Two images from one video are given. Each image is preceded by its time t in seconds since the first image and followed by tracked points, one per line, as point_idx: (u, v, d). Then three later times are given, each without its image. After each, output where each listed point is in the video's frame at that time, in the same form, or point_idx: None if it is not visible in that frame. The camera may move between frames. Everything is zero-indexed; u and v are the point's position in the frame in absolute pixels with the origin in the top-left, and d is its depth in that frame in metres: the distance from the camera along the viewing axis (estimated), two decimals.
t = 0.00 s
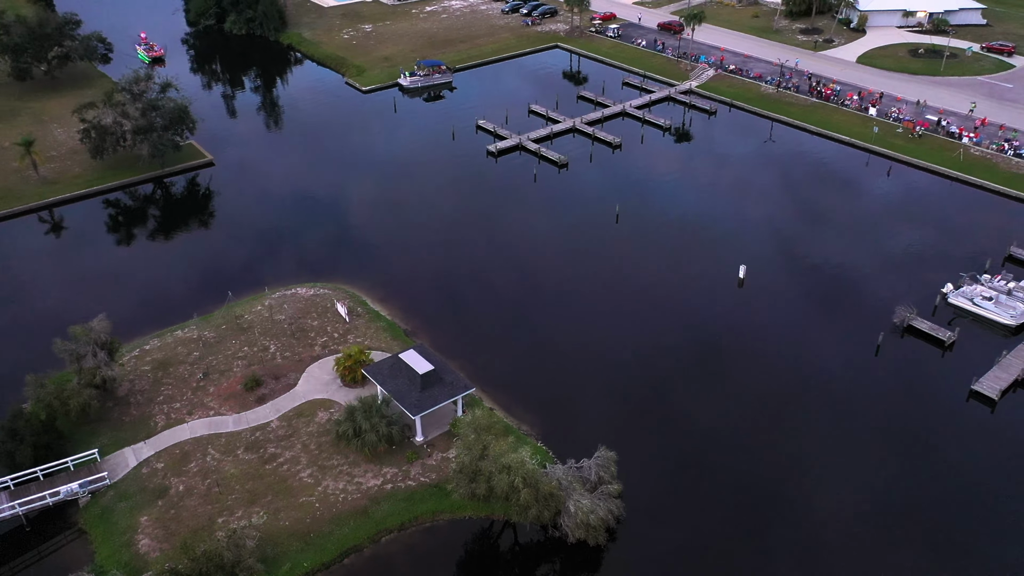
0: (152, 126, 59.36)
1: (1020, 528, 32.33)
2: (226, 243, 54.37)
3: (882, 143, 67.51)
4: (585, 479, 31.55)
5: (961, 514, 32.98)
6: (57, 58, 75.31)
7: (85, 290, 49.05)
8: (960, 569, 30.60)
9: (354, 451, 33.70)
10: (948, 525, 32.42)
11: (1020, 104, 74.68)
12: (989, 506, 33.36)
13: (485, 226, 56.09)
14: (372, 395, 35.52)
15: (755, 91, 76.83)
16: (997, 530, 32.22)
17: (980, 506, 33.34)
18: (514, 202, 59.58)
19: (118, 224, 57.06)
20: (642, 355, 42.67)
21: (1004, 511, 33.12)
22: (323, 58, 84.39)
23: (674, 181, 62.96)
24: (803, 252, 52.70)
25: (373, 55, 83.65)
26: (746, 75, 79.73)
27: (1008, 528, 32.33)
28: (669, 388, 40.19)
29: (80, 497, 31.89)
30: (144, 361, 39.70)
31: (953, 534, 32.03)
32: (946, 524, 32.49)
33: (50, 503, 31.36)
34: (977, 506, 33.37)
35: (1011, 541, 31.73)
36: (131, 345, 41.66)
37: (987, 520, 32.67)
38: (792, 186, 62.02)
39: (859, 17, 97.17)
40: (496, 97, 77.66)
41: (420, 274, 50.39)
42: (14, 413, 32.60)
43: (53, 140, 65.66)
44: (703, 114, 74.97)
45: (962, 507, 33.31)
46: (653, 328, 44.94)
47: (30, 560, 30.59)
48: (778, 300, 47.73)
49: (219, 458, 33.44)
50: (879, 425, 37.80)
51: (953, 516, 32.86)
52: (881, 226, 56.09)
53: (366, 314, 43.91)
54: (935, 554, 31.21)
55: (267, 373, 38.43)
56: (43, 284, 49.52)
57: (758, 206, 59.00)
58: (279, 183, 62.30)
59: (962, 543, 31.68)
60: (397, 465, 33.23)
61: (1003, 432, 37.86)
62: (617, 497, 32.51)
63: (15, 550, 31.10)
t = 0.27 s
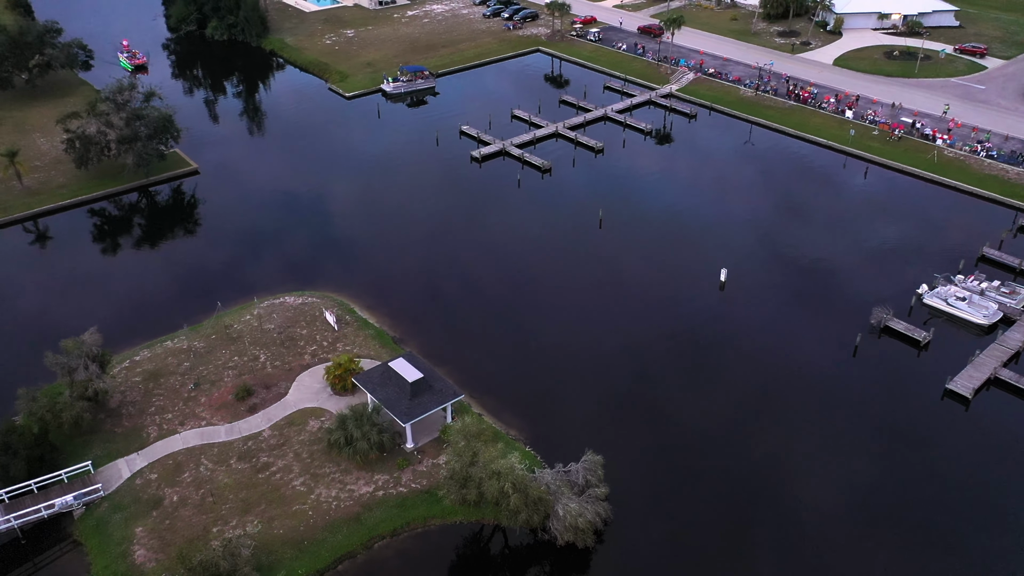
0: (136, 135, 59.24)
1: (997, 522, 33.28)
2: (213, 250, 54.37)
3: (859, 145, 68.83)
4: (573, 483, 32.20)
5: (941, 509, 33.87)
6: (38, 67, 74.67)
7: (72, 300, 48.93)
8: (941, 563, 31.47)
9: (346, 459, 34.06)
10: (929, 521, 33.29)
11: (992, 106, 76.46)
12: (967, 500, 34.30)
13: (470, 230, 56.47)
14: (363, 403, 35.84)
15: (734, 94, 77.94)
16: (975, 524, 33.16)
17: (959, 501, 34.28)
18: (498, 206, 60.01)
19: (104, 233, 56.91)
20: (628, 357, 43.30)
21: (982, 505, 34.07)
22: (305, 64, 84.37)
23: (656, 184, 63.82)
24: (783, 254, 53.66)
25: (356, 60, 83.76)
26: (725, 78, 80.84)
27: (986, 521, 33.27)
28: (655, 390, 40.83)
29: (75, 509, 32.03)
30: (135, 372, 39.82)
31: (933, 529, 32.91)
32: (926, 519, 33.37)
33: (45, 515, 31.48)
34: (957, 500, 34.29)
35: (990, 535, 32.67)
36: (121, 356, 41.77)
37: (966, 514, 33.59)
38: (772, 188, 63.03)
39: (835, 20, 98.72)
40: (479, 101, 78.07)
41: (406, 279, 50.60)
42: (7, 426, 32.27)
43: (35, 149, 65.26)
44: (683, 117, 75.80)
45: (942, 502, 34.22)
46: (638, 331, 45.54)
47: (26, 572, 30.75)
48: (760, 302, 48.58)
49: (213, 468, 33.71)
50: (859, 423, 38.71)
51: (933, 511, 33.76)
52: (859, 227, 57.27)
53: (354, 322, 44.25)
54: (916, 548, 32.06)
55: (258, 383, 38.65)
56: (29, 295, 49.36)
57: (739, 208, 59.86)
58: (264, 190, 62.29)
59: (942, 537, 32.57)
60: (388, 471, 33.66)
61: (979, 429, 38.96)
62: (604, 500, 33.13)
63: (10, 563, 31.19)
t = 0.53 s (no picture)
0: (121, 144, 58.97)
1: (976, 516, 34.24)
2: (200, 258, 54.32)
3: (837, 148, 70.05)
4: (561, 487, 32.78)
5: (921, 504, 34.79)
6: (21, 75, 73.73)
7: (60, 310, 48.81)
8: (922, 557, 32.35)
9: (338, 467, 34.38)
10: (910, 516, 34.19)
11: (965, 107, 78.14)
12: (946, 495, 35.25)
13: (457, 235, 56.84)
14: (354, 412, 36.22)
15: (714, 98, 78.95)
16: (955, 518, 34.10)
17: (938, 496, 35.25)
18: (483, 210, 60.46)
19: (90, 242, 56.76)
20: (615, 360, 43.93)
21: (961, 500, 35.05)
22: (289, 70, 84.31)
23: (639, 187, 64.59)
24: (764, 256, 54.63)
25: (339, 66, 83.82)
26: (706, 82, 81.83)
27: (965, 516, 34.23)
28: (641, 392, 41.47)
29: (70, 521, 32.09)
30: (126, 383, 39.90)
31: (915, 524, 33.81)
32: (908, 514, 34.26)
33: (40, 528, 31.50)
34: (936, 496, 35.24)
35: (969, 528, 33.62)
36: (112, 366, 41.86)
37: (946, 509, 34.53)
38: (753, 191, 64.00)
39: (813, 22, 100.12)
40: (463, 105, 78.47)
41: (393, 284, 50.85)
42: None
43: (18, 159, 64.85)
44: (664, 120, 76.75)
45: (922, 498, 35.14)
46: (624, 333, 46.19)
47: None
48: (742, 303, 49.44)
49: (206, 477, 33.93)
50: (840, 422, 39.60)
51: (914, 507, 34.67)
52: (838, 228, 58.45)
53: (343, 330, 44.58)
54: (898, 544, 32.93)
55: (249, 392, 38.87)
56: (16, 305, 49.16)
57: (722, 211, 60.73)
58: (249, 197, 62.31)
59: (923, 531, 33.46)
60: (380, 478, 34.04)
61: (956, 426, 40.02)
62: (592, 503, 33.78)
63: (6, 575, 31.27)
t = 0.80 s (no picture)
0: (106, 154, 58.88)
1: (953, 511, 35.32)
2: (187, 267, 54.39)
3: (815, 150, 71.31)
4: (550, 490, 33.40)
5: (901, 501, 35.81)
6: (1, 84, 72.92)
7: (47, 322, 48.79)
8: (902, 553, 33.34)
9: (330, 474, 34.76)
10: (891, 513, 35.18)
11: (939, 108, 79.81)
12: (924, 492, 36.29)
13: (443, 240, 57.32)
14: (345, 420, 36.60)
15: (694, 101, 80.01)
16: (933, 514, 35.15)
17: (916, 492, 36.29)
18: (469, 216, 60.89)
19: (75, 252, 56.67)
20: (601, 364, 44.62)
21: (939, 496, 36.11)
22: (271, 76, 84.21)
23: (623, 191, 65.35)
24: (745, 258, 55.64)
25: (322, 72, 83.87)
26: (686, 85, 82.88)
27: (942, 511, 35.29)
28: (628, 395, 42.18)
29: (65, 532, 32.23)
30: (117, 395, 40.03)
31: (894, 521, 34.80)
32: (888, 511, 35.24)
33: (35, 540, 31.57)
34: (915, 493, 36.26)
35: (947, 523, 34.67)
36: (103, 377, 42.00)
37: (924, 506, 35.58)
38: (734, 194, 65.00)
39: (790, 25, 101.59)
40: (447, 110, 78.84)
41: (380, 291, 51.19)
42: None
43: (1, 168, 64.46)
44: (646, 124, 77.70)
45: (902, 495, 36.15)
46: (609, 337, 46.91)
47: None
48: (725, 305, 50.36)
49: (200, 486, 34.23)
50: (820, 422, 40.60)
51: (894, 504, 35.68)
52: (818, 230, 59.59)
53: (332, 338, 44.93)
54: (879, 540, 33.90)
55: (240, 401, 39.13)
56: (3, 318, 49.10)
57: (704, 214, 61.66)
58: (235, 204, 62.36)
59: (903, 528, 34.46)
60: (372, 484, 34.49)
61: (933, 424, 41.13)
62: (580, 505, 34.45)
63: None
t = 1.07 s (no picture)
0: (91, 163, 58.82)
1: (933, 507, 36.29)
2: (173, 276, 54.25)
3: (795, 152, 72.47)
4: (539, 493, 33.98)
5: (882, 497, 36.72)
6: None
7: (33, 332, 48.53)
8: (884, 547, 34.24)
9: (322, 481, 35.13)
10: (872, 509, 36.08)
11: (915, 110, 81.43)
12: (904, 488, 37.26)
13: (430, 245, 57.67)
14: (336, 427, 36.95)
15: (676, 104, 80.98)
16: (914, 509, 36.09)
17: (895, 489, 37.22)
18: (454, 220, 61.27)
19: (61, 261, 56.51)
20: (588, 367, 45.25)
21: (919, 492, 37.07)
22: (254, 82, 84.09)
23: (607, 194, 66.03)
24: (727, 260, 56.54)
25: (306, 77, 83.89)
26: (667, 88, 83.83)
27: (922, 506, 36.25)
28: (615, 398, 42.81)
29: (60, 543, 32.46)
30: (108, 405, 40.15)
31: (877, 517, 35.70)
32: (870, 508, 36.14)
33: (31, 551, 31.92)
34: (896, 489, 37.20)
35: (927, 518, 35.63)
36: (92, 388, 41.99)
37: (904, 501, 36.51)
38: (716, 196, 66.00)
39: (769, 27, 102.96)
40: (431, 115, 79.16)
41: (367, 297, 51.47)
42: None
43: None
44: (628, 127, 78.57)
45: (883, 491, 37.07)
46: (596, 340, 47.52)
47: None
48: (708, 307, 51.12)
49: (193, 495, 34.49)
50: (802, 421, 41.49)
51: (875, 500, 36.59)
52: (798, 231, 60.66)
53: (321, 345, 45.23)
54: (862, 536, 34.78)
55: (231, 410, 39.37)
56: None
57: (687, 216, 62.49)
58: (220, 211, 62.35)
59: (885, 524, 35.35)
60: (364, 490, 34.88)
61: (912, 421, 42.19)
62: (569, 507, 35.07)
63: None
